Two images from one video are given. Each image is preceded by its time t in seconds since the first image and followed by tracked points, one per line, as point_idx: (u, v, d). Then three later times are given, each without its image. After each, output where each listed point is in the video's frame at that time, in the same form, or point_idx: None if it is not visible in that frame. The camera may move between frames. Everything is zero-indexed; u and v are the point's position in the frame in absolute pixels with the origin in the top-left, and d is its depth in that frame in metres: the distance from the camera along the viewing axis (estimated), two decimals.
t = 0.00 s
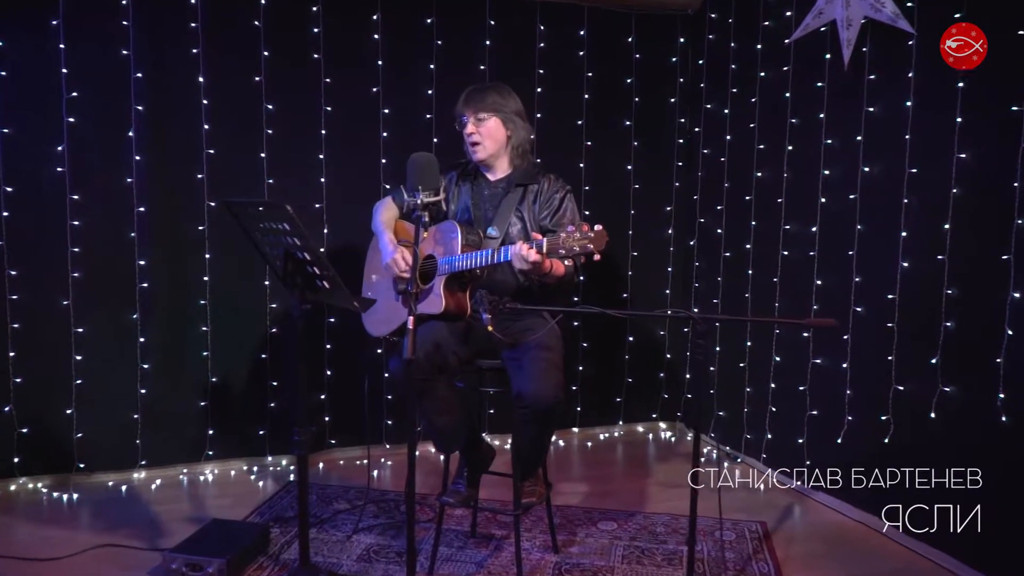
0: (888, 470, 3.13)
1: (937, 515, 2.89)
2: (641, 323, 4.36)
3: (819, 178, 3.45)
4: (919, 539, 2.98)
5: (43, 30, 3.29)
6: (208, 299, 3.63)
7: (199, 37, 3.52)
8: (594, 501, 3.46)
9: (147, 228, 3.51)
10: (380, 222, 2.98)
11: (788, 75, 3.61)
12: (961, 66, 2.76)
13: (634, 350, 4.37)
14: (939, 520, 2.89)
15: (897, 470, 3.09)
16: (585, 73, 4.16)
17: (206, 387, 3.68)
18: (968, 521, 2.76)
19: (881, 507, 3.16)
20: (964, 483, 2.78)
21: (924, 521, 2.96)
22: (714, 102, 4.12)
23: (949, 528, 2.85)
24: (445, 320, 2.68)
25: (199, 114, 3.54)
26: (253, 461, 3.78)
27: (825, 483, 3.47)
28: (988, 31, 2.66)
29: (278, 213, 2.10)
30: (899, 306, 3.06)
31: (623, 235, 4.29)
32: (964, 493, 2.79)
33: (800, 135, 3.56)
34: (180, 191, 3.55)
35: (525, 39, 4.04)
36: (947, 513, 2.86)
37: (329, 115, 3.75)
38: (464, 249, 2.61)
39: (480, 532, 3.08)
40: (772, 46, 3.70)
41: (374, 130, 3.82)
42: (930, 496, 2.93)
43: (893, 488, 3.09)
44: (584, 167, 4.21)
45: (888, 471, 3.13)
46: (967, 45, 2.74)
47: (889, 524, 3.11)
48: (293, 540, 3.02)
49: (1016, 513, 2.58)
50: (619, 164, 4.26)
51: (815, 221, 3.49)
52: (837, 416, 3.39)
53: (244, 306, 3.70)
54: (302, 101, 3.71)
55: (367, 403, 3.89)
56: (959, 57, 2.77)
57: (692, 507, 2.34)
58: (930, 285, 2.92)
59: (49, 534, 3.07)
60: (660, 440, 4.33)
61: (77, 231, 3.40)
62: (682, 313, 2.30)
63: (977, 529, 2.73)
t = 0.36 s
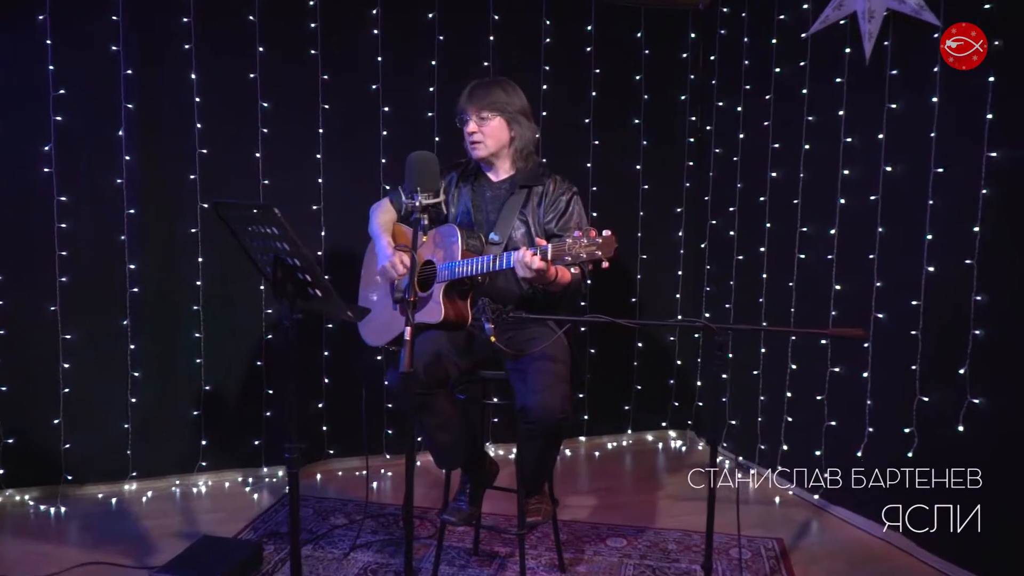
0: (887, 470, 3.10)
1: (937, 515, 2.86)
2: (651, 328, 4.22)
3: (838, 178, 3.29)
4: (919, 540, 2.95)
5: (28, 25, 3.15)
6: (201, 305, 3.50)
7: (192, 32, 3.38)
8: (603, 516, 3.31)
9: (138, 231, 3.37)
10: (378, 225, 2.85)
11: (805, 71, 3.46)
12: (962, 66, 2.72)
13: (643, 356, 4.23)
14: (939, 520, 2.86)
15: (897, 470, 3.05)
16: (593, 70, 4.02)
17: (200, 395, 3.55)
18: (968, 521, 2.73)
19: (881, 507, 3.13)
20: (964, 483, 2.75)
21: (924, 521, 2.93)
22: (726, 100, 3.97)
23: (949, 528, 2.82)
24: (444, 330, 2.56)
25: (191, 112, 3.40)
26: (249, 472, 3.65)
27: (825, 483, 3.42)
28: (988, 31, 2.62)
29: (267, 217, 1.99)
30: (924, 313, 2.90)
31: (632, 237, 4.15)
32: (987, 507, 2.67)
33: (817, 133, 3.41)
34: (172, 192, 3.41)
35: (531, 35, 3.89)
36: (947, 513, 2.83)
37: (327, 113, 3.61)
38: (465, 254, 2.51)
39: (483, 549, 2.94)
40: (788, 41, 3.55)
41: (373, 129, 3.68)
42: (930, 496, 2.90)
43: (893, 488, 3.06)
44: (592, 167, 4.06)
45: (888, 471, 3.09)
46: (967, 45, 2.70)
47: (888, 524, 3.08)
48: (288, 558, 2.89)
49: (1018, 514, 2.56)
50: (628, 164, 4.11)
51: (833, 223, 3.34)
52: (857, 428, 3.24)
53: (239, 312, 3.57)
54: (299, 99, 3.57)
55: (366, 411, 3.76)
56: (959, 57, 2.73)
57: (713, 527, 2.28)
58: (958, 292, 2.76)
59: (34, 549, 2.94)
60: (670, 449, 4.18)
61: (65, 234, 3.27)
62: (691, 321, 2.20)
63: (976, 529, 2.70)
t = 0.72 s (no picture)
0: (887, 470, 3.07)
1: (937, 515, 2.84)
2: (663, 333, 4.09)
3: (860, 178, 3.15)
4: (919, 540, 2.92)
5: (18, 20, 3.03)
6: (197, 310, 3.37)
7: (187, 27, 3.26)
8: (613, 530, 3.18)
9: (132, 233, 3.25)
10: (380, 227, 2.72)
11: (825, 66, 3.32)
12: (962, 66, 2.69)
13: (654, 361, 4.09)
14: (939, 520, 2.84)
15: (897, 470, 3.02)
16: (603, 66, 3.89)
17: (195, 403, 3.41)
18: (969, 521, 2.71)
19: (881, 507, 3.10)
20: (964, 482, 2.73)
21: (924, 521, 2.90)
22: (741, 97, 3.83)
23: (949, 528, 2.80)
24: (448, 338, 2.45)
25: (187, 110, 3.28)
26: (247, 482, 3.52)
27: (825, 483, 3.39)
28: (988, 31, 2.60)
29: (260, 220, 1.87)
30: (954, 320, 2.76)
31: (643, 239, 4.01)
32: (990, 508, 2.64)
33: (838, 131, 3.27)
34: (168, 192, 3.28)
35: (539, 30, 3.76)
36: (947, 513, 2.81)
37: (328, 111, 3.49)
38: (470, 259, 2.37)
39: (488, 566, 2.81)
40: (806, 35, 3.41)
41: (376, 128, 3.56)
42: (931, 496, 2.87)
43: (893, 488, 3.03)
44: (602, 167, 3.93)
45: (888, 471, 3.06)
46: (967, 45, 2.67)
47: (888, 524, 3.05)
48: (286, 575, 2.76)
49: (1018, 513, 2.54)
50: (639, 164, 3.98)
51: (854, 225, 3.20)
52: (880, 439, 3.10)
53: (237, 316, 3.44)
54: (298, 96, 3.44)
55: (368, 419, 3.64)
56: (959, 57, 2.70)
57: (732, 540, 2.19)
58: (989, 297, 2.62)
59: (21, 563, 2.81)
60: (682, 458, 4.04)
61: (55, 236, 3.15)
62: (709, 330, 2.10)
63: (977, 529, 2.68)
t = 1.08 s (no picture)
0: (887, 470, 3.06)
1: (937, 515, 2.83)
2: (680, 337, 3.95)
3: (891, 176, 2.99)
4: (919, 540, 2.92)
5: (12, 12, 2.92)
6: (197, 313, 3.25)
7: (188, 20, 3.14)
8: (630, 544, 3.04)
9: (130, 234, 3.13)
10: (387, 227, 2.59)
11: (853, 59, 3.16)
12: (962, 66, 2.69)
13: (671, 367, 3.95)
14: (939, 520, 2.83)
15: (897, 471, 3.01)
16: (619, 60, 3.75)
17: (195, 410, 3.29)
18: (968, 521, 2.71)
19: (881, 507, 3.10)
20: (964, 483, 2.72)
21: (924, 521, 2.90)
22: (763, 92, 3.68)
23: (949, 528, 2.79)
24: (457, 345, 2.31)
25: (187, 106, 3.16)
26: (249, 491, 3.40)
27: (824, 482, 3.40)
28: (988, 31, 2.59)
29: (258, 222, 1.75)
30: (993, 326, 2.60)
31: (660, 241, 3.88)
32: (990, 508, 2.63)
33: (866, 127, 3.11)
34: (167, 191, 3.16)
35: (552, 23, 3.63)
36: (947, 513, 2.80)
37: (333, 107, 3.36)
38: (481, 260, 2.23)
39: None
40: (832, 27, 3.26)
41: (383, 124, 3.43)
42: (931, 496, 2.86)
43: (893, 487, 3.03)
44: (617, 165, 3.79)
45: (888, 471, 3.05)
46: (967, 45, 2.66)
47: (888, 524, 3.05)
48: None
49: (1018, 514, 2.54)
50: (655, 162, 3.84)
51: (884, 225, 3.04)
52: (910, 450, 2.95)
53: (239, 320, 3.32)
54: (302, 92, 3.32)
55: (374, 428, 3.51)
56: (959, 57, 2.69)
57: (765, 557, 2.04)
58: None
59: None
60: (700, 467, 3.90)
61: (50, 237, 3.03)
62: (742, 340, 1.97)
63: (977, 529, 2.68)
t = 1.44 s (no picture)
0: (887, 470, 3.05)
1: (937, 515, 2.82)
2: (698, 345, 3.82)
3: (923, 178, 2.83)
4: (919, 540, 2.91)
5: (5, 8, 2.81)
6: (197, 320, 3.13)
7: (188, 15, 3.02)
8: (647, 563, 2.90)
9: (128, 238, 3.01)
10: (394, 234, 2.46)
11: (883, 55, 3.01)
12: (962, 66, 2.67)
13: (688, 376, 3.81)
14: (939, 520, 2.82)
15: (897, 471, 3.00)
16: (635, 57, 3.61)
17: (196, 421, 3.17)
18: (968, 521, 2.70)
19: (881, 507, 3.09)
20: (965, 483, 2.70)
21: (924, 521, 2.89)
22: (785, 90, 3.53)
23: (949, 528, 2.78)
24: (466, 357, 2.19)
25: (187, 105, 3.04)
26: (251, 505, 3.27)
27: (825, 482, 3.39)
28: (989, 31, 2.56)
29: (256, 230, 1.65)
30: None
31: (677, 245, 3.74)
32: (990, 508, 2.62)
33: (896, 126, 2.96)
34: (166, 193, 3.04)
35: (566, 18, 3.49)
36: (947, 513, 2.79)
37: (338, 105, 3.23)
38: (492, 269, 2.11)
39: None
40: (861, 21, 3.11)
41: (391, 122, 3.30)
42: (931, 496, 2.85)
43: (893, 488, 3.02)
44: (633, 166, 3.65)
45: (888, 471, 3.04)
46: (968, 45, 2.64)
47: (888, 524, 3.04)
48: None
49: (1017, 514, 2.53)
50: (672, 163, 3.71)
51: (916, 230, 2.88)
52: (943, 466, 2.79)
53: (240, 327, 3.19)
54: (307, 91, 3.19)
55: (381, 438, 3.39)
56: (959, 57, 2.67)
57: None
58: None
59: None
60: (719, 480, 3.76)
61: (44, 241, 2.91)
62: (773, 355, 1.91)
63: (977, 529, 2.67)
